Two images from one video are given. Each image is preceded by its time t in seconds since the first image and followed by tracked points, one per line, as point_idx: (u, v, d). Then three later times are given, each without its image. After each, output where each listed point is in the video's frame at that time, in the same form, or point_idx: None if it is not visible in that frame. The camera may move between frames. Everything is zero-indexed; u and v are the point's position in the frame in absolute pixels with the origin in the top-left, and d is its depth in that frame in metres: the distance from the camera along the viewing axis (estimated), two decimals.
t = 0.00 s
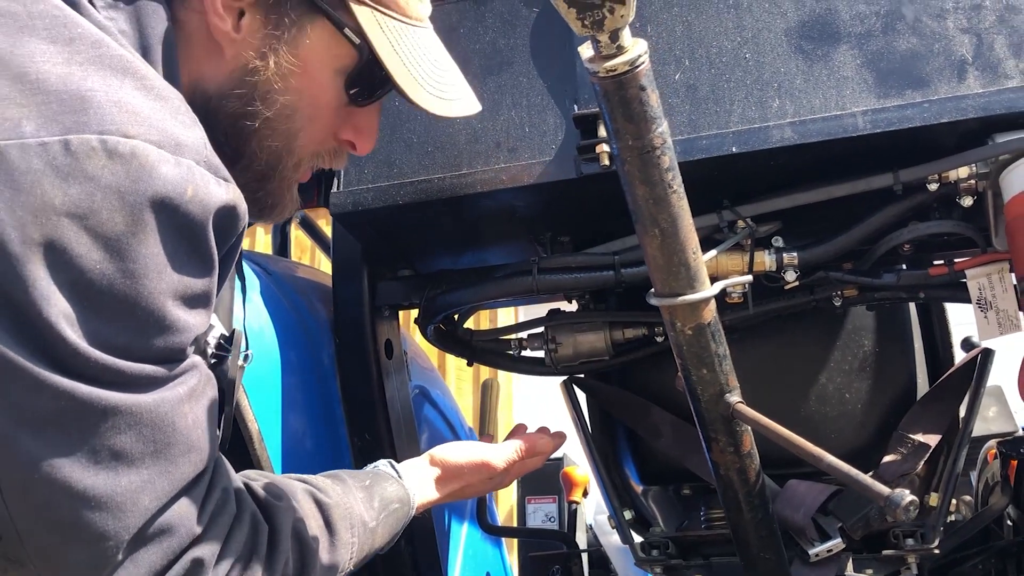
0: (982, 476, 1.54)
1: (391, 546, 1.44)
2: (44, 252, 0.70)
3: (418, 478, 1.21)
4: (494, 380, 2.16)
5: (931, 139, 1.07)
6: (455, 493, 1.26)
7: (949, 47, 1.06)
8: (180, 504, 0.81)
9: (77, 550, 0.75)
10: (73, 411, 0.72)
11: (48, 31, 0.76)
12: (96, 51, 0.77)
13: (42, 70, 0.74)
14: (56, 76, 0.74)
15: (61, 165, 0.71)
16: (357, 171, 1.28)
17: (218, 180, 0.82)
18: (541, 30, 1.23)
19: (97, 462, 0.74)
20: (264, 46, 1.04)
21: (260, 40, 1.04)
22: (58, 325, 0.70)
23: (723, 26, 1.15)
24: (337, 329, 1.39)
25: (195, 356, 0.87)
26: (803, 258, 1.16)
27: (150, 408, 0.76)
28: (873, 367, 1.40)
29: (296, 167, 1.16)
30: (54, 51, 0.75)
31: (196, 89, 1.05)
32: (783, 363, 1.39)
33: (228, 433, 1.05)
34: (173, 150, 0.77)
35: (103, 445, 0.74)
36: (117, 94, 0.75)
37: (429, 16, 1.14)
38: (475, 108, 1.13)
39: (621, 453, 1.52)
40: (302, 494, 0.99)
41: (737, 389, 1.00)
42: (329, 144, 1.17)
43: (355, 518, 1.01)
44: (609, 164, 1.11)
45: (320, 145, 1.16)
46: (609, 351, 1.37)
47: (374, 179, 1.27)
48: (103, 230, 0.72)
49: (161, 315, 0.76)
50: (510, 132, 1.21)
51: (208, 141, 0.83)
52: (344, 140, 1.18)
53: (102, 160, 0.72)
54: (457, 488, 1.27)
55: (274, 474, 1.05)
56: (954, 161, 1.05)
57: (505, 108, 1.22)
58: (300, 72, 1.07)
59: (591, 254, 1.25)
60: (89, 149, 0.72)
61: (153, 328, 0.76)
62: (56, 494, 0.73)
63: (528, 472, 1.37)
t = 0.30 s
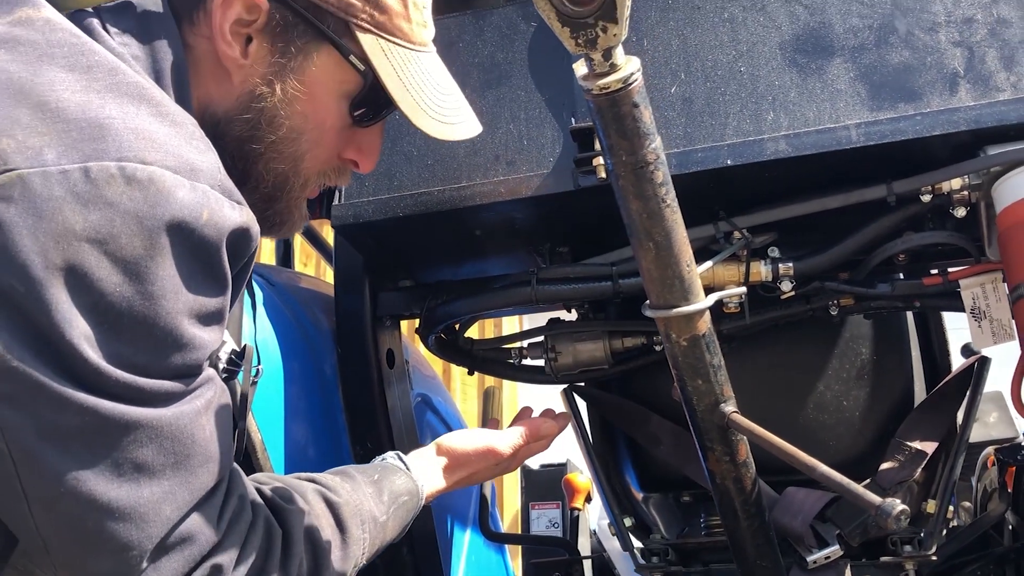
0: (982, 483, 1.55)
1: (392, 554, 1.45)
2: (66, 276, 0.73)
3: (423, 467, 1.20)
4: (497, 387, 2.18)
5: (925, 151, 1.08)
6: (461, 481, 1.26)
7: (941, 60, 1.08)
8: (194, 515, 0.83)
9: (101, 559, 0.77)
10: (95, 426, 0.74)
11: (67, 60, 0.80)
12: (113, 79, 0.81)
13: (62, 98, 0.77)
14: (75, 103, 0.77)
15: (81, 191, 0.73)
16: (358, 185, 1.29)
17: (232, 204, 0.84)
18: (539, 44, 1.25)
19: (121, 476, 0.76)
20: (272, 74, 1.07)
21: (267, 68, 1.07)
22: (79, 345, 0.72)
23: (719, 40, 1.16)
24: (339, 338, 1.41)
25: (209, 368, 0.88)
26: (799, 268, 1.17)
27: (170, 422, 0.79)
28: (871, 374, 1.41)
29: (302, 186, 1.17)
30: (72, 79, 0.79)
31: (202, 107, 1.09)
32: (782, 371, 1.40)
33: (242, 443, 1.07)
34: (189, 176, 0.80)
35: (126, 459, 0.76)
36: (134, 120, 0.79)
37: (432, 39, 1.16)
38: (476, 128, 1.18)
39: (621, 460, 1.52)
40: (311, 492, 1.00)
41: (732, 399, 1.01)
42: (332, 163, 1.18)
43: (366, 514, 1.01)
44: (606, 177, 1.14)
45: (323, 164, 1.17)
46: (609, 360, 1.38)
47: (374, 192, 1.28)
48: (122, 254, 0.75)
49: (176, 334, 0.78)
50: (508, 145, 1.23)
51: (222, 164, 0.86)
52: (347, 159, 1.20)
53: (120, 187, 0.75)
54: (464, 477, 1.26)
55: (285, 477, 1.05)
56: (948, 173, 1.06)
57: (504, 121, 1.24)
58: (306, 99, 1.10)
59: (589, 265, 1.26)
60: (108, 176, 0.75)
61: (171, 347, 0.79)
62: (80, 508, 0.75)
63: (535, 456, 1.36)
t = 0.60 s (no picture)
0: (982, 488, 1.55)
1: (398, 557, 1.46)
2: (92, 282, 0.75)
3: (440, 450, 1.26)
4: (501, 390, 2.20)
5: (925, 158, 1.09)
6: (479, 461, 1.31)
7: (940, 68, 1.09)
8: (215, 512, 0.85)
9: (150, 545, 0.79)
10: (133, 418, 0.77)
11: (84, 71, 0.81)
12: (130, 90, 0.83)
13: (82, 111, 0.79)
14: (94, 115, 0.79)
15: (105, 201, 0.75)
16: (362, 191, 1.31)
17: (248, 208, 0.87)
18: (541, 52, 1.27)
19: (159, 463, 0.79)
20: (267, 71, 1.09)
21: (261, 64, 1.08)
22: (107, 346, 0.74)
23: (719, 48, 1.18)
24: (344, 343, 1.42)
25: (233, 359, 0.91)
26: (799, 274, 1.18)
27: (204, 410, 0.82)
28: (873, 379, 1.41)
29: (299, 185, 1.18)
30: (91, 91, 0.81)
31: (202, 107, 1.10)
32: (783, 376, 1.41)
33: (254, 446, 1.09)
34: (206, 182, 0.82)
35: (164, 447, 0.79)
36: (151, 130, 0.81)
37: (432, 39, 1.17)
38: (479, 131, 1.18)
39: (623, 464, 1.52)
40: (340, 475, 1.02)
41: (733, 404, 1.02)
42: (335, 164, 1.20)
43: (395, 494, 1.03)
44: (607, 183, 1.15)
45: (325, 164, 1.19)
46: (611, 364, 1.38)
47: (378, 199, 1.29)
48: (146, 260, 0.77)
49: (200, 332, 0.81)
50: (511, 152, 1.24)
51: (236, 171, 0.87)
52: (350, 161, 1.21)
53: (142, 195, 0.77)
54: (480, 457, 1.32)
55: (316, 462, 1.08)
56: (947, 179, 1.07)
57: (506, 128, 1.26)
58: (300, 93, 1.11)
59: (591, 270, 1.27)
60: (130, 185, 0.76)
61: (196, 345, 0.81)
62: (107, 506, 0.77)
63: (553, 430, 1.39)
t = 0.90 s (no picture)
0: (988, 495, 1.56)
1: (406, 560, 1.48)
2: (111, 288, 0.77)
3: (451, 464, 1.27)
4: (509, 395, 2.21)
5: (929, 168, 1.10)
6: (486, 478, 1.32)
7: (944, 79, 1.10)
8: (228, 515, 0.87)
9: (159, 550, 0.81)
10: (149, 423, 0.79)
11: (105, 84, 0.83)
12: (150, 101, 0.85)
13: (103, 122, 0.80)
14: (114, 126, 0.81)
15: (125, 210, 0.77)
16: (373, 200, 1.33)
17: (263, 218, 0.89)
18: (550, 62, 1.28)
19: (171, 470, 0.81)
20: (256, 45, 1.12)
21: (252, 43, 1.12)
22: (124, 352, 0.77)
23: (726, 58, 1.19)
24: (355, 348, 1.44)
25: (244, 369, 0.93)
26: (805, 281, 1.19)
27: (215, 417, 0.84)
28: (878, 386, 1.42)
29: (297, 178, 1.19)
30: (111, 103, 0.82)
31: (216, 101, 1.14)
32: (790, 382, 1.42)
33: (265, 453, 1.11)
34: (222, 192, 0.85)
35: (176, 453, 0.81)
36: (170, 141, 0.83)
37: (432, 33, 1.19)
38: (479, 121, 1.16)
39: (631, 469, 1.54)
40: (347, 487, 1.04)
41: (739, 411, 1.03)
42: (336, 159, 1.20)
43: (400, 506, 1.06)
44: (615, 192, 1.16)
45: (324, 157, 1.19)
46: (618, 370, 1.40)
47: (389, 207, 1.32)
48: (164, 268, 0.79)
49: (215, 339, 0.83)
50: (520, 160, 1.26)
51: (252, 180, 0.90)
52: (351, 158, 1.22)
53: (160, 205, 0.79)
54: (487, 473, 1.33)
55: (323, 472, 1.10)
56: (950, 190, 1.09)
57: (515, 137, 1.27)
58: (292, 74, 1.13)
59: (598, 277, 1.29)
60: (149, 195, 0.78)
61: (209, 351, 0.83)
62: (122, 508, 0.79)
63: (558, 450, 1.41)
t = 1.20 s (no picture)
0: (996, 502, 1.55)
1: (417, 564, 1.50)
2: (133, 299, 0.79)
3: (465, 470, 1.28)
4: (517, 399, 2.23)
5: (936, 177, 1.11)
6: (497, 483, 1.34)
7: (951, 89, 1.11)
8: (245, 520, 0.89)
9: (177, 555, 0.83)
10: (169, 431, 0.81)
11: (127, 99, 0.86)
12: (171, 116, 0.87)
13: (125, 137, 0.83)
14: (136, 141, 0.83)
15: (147, 223, 0.80)
16: (385, 207, 1.35)
17: (281, 230, 0.91)
18: (560, 71, 1.30)
19: (190, 476, 0.83)
20: (302, 89, 1.11)
21: (297, 83, 1.10)
22: (146, 363, 0.79)
23: (735, 68, 1.20)
24: (366, 353, 1.46)
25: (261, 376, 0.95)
26: (813, 289, 1.20)
27: (234, 424, 0.86)
28: (886, 392, 1.43)
29: (329, 201, 1.22)
30: (134, 118, 0.85)
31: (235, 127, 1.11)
32: (798, 388, 1.43)
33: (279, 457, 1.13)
34: (242, 204, 0.87)
35: (195, 459, 0.83)
36: (191, 155, 0.85)
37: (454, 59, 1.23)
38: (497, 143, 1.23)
39: (640, 474, 1.55)
40: (360, 490, 1.06)
41: (746, 418, 1.04)
42: (364, 179, 1.23)
43: (412, 510, 1.07)
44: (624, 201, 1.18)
45: (354, 179, 1.22)
46: (627, 376, 1.41)
47: (400, 214, 1.33)
48: (185, 279, 0.81)
49: (234, 348, 0.85)
50: (530, 168, 1.28)
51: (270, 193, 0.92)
52: (376, 175, 1.25)
53: (182, 218, 0.81)
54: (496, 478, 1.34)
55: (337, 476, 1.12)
56: (956, 199, 1.10)
57: (525, 146, 1.29)
58: (334, 113, 1.14)
59: (608, 284, 1.30)
60: (170, 209, 0.81)
61: (229, 360, 0.85)
62: (142, 514, 0.81)
63: (568, 455, 1.42)
